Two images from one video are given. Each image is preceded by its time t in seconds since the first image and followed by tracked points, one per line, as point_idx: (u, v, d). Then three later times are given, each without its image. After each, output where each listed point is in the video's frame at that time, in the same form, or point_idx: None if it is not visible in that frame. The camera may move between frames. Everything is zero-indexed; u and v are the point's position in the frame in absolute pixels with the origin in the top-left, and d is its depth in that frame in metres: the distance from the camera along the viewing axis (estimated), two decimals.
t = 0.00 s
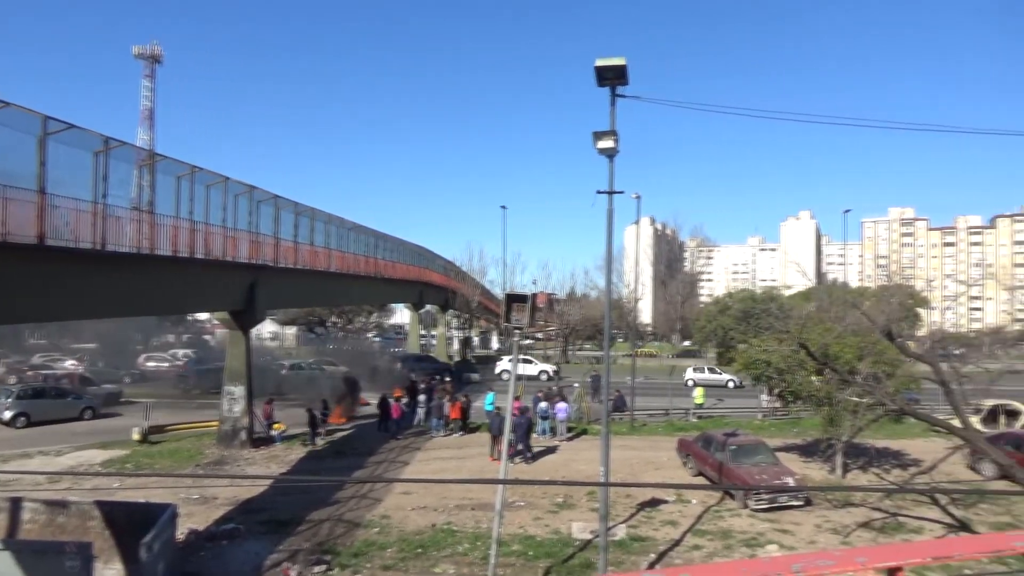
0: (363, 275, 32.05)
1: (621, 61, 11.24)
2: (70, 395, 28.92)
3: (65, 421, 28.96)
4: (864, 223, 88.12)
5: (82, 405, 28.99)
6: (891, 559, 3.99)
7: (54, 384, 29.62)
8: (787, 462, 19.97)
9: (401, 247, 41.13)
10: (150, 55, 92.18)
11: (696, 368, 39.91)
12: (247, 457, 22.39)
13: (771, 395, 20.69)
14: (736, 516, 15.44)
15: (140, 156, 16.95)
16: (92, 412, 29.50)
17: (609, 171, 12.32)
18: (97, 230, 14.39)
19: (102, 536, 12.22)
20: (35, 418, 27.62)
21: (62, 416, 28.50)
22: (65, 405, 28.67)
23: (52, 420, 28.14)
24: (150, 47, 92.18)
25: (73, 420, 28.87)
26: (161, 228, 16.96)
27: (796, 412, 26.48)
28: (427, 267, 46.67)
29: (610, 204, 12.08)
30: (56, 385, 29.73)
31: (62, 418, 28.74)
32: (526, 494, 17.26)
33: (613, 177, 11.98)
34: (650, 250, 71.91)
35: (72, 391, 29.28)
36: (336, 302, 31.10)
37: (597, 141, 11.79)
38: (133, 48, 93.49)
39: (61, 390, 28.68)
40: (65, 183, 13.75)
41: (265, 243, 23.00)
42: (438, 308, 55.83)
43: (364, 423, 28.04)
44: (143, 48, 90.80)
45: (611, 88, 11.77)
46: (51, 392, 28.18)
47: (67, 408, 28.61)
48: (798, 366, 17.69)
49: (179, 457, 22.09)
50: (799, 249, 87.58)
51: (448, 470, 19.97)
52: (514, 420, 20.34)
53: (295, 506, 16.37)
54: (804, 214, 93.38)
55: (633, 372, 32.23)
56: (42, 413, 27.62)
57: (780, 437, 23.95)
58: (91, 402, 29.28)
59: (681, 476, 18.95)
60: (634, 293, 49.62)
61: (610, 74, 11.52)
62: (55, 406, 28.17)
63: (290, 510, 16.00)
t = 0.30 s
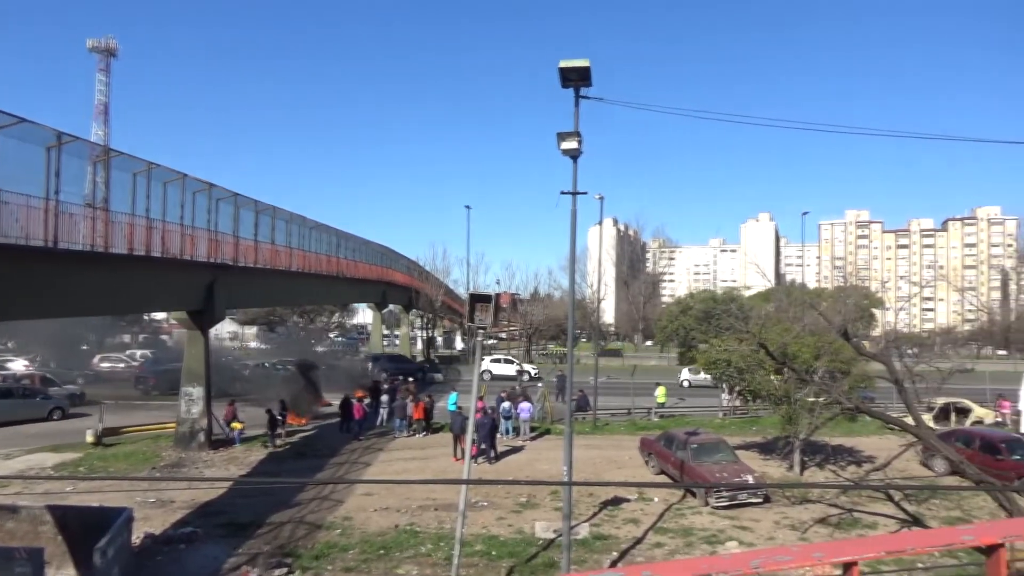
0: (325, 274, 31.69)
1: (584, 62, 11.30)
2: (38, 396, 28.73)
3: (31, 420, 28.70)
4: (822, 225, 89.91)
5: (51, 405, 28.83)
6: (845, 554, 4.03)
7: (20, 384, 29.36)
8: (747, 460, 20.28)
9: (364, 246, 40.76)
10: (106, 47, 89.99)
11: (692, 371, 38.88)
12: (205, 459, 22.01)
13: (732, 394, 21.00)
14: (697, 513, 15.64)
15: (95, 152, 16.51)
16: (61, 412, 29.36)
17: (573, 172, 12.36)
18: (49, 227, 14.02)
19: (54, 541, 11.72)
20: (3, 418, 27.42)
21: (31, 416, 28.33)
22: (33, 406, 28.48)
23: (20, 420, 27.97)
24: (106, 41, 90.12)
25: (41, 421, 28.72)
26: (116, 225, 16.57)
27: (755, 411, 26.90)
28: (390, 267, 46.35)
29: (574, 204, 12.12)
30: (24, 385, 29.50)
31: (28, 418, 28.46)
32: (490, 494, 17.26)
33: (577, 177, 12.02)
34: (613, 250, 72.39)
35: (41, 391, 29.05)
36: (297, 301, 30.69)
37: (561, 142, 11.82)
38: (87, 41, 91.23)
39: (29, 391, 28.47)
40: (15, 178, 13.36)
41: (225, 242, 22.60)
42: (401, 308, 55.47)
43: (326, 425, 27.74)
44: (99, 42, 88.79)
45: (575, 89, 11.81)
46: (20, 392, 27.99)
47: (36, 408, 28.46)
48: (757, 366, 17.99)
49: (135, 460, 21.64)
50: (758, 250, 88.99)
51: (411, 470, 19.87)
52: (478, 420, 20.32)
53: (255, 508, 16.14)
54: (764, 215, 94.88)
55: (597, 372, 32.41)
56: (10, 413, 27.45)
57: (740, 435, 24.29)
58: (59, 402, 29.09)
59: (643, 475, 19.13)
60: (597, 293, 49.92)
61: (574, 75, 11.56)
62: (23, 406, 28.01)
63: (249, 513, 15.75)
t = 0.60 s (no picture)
0: (308, 274, 31.49)
1: (569, 62, 11.32)
2: (33, 395, 28.80)
3: (26, 419, 28.76)
4: (804, 226, 90.67)
5: (46, 405, 28.84)
6: (828, 552, 4.01)
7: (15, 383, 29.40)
8: (730, 459, 20.39)
9: (348, 245, 40.55)
10: (85, 45, 89.11)
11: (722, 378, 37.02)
12: (187, 460, 21.82)
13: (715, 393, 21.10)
14: (681, 513, 15.71)
15: (75, 150, 16.28)
16: (55, 412, 29.33)
17: (557, 172, 12.37)
18: (27, 225, 13.83)
19: (33, 544, 11.65)
20: None
21: (25, 416, 28.37)
22: (28, 405, 28.53)
23: (14, 419, 28.05)
24: (85, 37, 89.15)
25: (35, 420, 28.74)
26: (96, 224, 16.37)
27: (738, 410, 27.07)
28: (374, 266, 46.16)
29: (558, 204, 12.14)
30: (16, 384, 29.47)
31: (24, 417, 28.56)
32: (474, 494, 17.24)
33: (561, 177, 12.04)
34: (597, 250, 72.57)
35: (36, 391, 29.12)
36: (280, 301, 30.48)
37: (546, 142, 11.83)
38: (67, 38, 90.23)
39: (24, 390, 28.55)
40: None
41: (207, 241, 22.39)
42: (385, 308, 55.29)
43: (309, 425, 27.58)
44: (77, 39, 87.86)
45: (560, 90, 11.83)
46: (15, 391, 28.07)
47: (30, 408, 28.51)
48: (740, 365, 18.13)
49: (115, 461, 21.41)
50: (741, 251, 89.55)
51: (395, 471, 19.80)
52: (463, 420, 20.30)
53: (238, 509, 16.02)
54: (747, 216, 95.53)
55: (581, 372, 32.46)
56: (4, 412, 27.54)
57: (724, 435, 24.42)
58: (53, 401, 29.10)
59: (627, 474, 19.18)
60: (582, 293, 50.03)
61: (559, 75, 11.58)
62: (18, 405, 28.07)
63: (231, 514, 15.62)
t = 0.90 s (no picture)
0: (282, 273, 31.18)
1: (546, 63, 11.33)
2: (17, 395, 28.56)
3: (9, 419, 28.51)
4: (777, 227, 91.65)
5: (29, 404, 28.54)
6: (799, 549, 4.04)
7: None
8: (704, 458, 20.55)
9: (323, 245, 40.19)
10: (55, 39, 87.62)
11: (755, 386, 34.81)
12: (158, 462, 21.53)
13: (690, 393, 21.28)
14: (655, 511, 15.81)
15: (43, 147, 15.94)
16: (39, 411, 29.00)
17: (534, 172, 12.37)
18: None
19: None
20: None
21: (9, 416, 28.12)
22: (11, 405, 28.27)
23: None
24: (55, 32, 87.61)
25: (19, 420, 28.46)
26: (64, 222, 16.07)
27: (713, 409, 27.30)
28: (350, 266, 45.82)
29: (535, 204, 12.16)
30: None
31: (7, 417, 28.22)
32: (450, 494, 17.20)
33: (538, 178, 12.04)
34: (573, 251, 72.76)
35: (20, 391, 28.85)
36: (252, 300, 30.17)
37: (522, 142, 11.84)
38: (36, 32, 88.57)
39: (7, 389, 28.29)
40: None
41: (179, 239, 22.07)
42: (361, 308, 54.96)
43: (282, 426, 27.36)
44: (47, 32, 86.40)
45: (537, 90, 11.83)
46: None
47: (14, 408, 28.28)
48: (714, 365, 18.30)
49: (84, 463, 21.07)
50: (716, 251, 90.32)
51: (370, 471, 19.69)
52: (439, 420, 20.23)
53: (210, 512, 15.83)
54: (722, 217, 96.39)
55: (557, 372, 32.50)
56: None
57: (698, 434, 24.61)
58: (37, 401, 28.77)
59: (603, 474, 19.26)
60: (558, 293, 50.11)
61: (536, 75, 11.58)
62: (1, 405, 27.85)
63: (203, 517, 15.43)
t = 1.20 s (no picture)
0: (258, 272, 30.86)
1: (525, 62, 11.34)
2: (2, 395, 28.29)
3: None
4: (753, 227, 92.49)
5: (15, 403, 28.32)
6: (774, 546, 4.03)
7: None
8: (681, 457, 20.68)
9: (300, 243, 39.83)
10: (25, 34, 86.17)
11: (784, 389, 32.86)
12: (131, 463, 21.23)
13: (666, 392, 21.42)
14: (633, 510, 15.88)
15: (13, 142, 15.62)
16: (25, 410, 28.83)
17: (512, 172, 12.37)
18: None
19: None
20: None
21: None
22: None
23: None
24: (25, 26, 86.14)
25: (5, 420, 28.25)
26: (35, 219, 15.77)
27: (689, 408, 27.49)
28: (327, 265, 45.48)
29: (513, 203, 12.16)
30: None
31: None
32: (427, 494, 17.15)
33: (516, 177, 12.04)
34: (552, 251, 72.88)
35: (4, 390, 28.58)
36: (227, 299, 29.84)
37: (501, 141, 11.84)
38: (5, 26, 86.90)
39: None
40: None
41: (153, 237, 21.76)
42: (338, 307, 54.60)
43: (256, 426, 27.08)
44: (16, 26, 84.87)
45: (515, 89, 11.83)
46: None
47: None
48: (690, 365, 18.43)
49: (55, 465, 20.71)
50: (693, 251, 90.98)
51: (347, 471, 19.59)
52: (416, 419, 20.15)
53: (184, 513, 15.64)
54: (698, 217, 97.09)
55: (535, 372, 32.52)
56: None
57: (675, 432, 24.77)
58: (22, 400, 28.56)
59: (581, 472, 19.32)
60: (536, 292, 50.15)
61: (514, 74, 11.58)
62: None
63: (177, 518, 15.24)
